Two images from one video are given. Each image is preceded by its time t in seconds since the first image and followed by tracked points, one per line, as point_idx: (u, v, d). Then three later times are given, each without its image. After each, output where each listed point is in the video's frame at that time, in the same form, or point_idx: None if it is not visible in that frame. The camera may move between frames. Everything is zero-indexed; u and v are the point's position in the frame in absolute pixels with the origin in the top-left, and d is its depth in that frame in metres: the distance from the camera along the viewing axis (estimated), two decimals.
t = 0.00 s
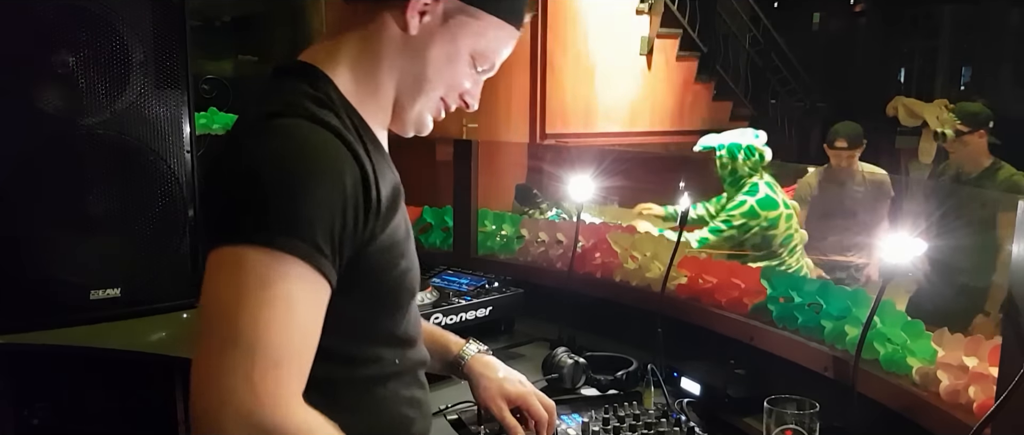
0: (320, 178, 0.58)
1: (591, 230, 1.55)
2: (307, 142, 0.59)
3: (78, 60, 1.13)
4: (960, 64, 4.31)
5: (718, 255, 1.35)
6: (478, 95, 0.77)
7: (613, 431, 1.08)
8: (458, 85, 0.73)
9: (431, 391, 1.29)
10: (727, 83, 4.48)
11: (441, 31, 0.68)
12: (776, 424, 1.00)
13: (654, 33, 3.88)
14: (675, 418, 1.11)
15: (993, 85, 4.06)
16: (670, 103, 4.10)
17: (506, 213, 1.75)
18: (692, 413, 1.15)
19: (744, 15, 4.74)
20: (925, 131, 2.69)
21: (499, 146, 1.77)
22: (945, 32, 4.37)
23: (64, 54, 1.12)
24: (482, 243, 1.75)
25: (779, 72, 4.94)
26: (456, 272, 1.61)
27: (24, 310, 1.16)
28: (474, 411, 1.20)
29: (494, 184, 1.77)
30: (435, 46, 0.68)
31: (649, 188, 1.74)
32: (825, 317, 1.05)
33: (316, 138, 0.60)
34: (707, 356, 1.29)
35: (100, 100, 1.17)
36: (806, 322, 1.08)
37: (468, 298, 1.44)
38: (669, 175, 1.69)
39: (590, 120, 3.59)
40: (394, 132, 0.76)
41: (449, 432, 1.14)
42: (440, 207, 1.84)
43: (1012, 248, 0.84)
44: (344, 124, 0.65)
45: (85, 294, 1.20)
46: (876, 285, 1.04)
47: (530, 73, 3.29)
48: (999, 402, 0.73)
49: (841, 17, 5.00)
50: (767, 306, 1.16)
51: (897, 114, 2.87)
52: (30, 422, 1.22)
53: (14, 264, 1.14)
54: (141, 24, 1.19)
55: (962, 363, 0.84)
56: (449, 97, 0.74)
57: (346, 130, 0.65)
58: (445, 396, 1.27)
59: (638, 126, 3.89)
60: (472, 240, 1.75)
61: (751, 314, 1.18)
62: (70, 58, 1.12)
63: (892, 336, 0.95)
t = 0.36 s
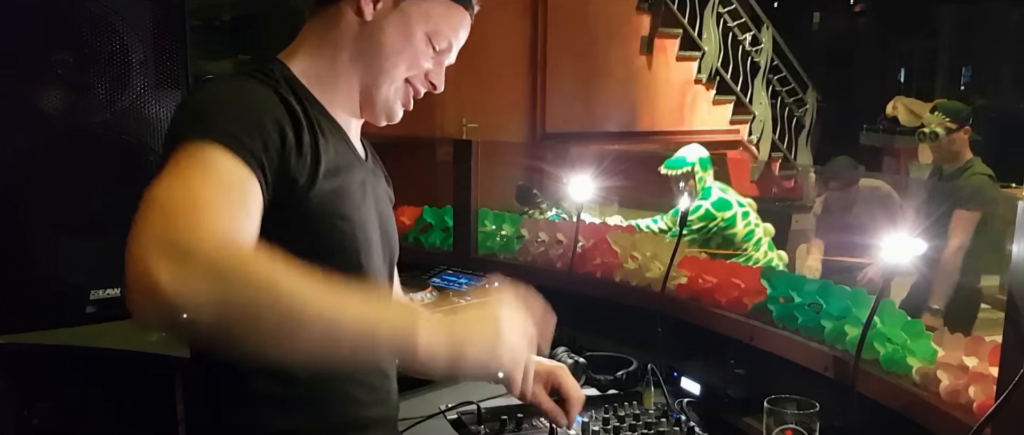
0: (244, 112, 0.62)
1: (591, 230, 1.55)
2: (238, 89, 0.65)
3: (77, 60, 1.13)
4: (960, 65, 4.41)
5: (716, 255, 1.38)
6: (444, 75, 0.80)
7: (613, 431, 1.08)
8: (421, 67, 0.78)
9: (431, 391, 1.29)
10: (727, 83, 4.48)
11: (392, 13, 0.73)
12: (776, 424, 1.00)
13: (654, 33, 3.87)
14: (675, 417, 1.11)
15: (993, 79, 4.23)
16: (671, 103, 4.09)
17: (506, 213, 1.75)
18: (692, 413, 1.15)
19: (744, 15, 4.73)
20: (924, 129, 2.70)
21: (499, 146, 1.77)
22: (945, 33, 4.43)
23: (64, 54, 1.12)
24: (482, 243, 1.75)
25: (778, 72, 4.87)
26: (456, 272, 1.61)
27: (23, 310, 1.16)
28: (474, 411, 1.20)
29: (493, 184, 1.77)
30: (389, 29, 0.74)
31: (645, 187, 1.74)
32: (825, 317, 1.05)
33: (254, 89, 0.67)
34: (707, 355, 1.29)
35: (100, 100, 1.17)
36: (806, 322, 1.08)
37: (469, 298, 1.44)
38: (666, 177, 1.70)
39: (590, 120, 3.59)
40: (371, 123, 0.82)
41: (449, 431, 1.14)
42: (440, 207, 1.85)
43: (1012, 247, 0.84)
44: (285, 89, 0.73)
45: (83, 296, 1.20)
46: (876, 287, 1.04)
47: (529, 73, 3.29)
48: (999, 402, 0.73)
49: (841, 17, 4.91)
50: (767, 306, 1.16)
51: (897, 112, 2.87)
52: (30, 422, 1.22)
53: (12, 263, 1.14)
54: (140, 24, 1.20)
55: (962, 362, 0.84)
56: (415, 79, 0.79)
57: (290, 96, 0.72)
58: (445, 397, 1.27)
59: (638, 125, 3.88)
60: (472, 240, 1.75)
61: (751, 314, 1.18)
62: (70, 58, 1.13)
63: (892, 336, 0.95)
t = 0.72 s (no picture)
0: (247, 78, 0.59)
1: (591, 230, 1.55)
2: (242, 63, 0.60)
3: (77, 59, 1.13)
4: (960, 64, 4.33)
5: (715, 255, 1.39)
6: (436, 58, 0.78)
7: (613, 430, 1.08)
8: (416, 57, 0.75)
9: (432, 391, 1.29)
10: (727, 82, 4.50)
11: (387, 11, 0.70)
12: (775, 424, 1.00)
13: (654, 32, 3.87)
14: (675, 417, 1.11)
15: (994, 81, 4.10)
16: (670, 103, 4.10)
17: (506, 212, 1.75)
18: (692, 413, 1.16)
19: (744, 15, 4.72)
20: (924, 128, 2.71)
21: (499, 145, 1.77)
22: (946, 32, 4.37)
23: (65, 53, 1.12)
24: (482, 242, 1.76)
25: (779, 71, 4.94)
26: (456, 272, 1.61)
27: (25, 310, 1.16)
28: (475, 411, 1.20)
29: (494, 184, 1.77)
30: (384, 26, 0.70)
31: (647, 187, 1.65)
32: (825, 316, 1.05)
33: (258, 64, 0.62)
34: (707, 355, 1.29)
35: (100, 99, 1.17)
36: (806, 321, 1.08)
37: (468, 297, 1.44)
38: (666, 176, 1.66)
39: (590, 120, 3.60)
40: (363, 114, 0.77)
41: (449, 431, 1.14)
42: (440, 206, 1.85)
43: (1011, 246, 0.84)
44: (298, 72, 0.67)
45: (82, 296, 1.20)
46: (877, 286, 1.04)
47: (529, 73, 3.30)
48: (998, 402, 0.73)
49: (842, 17, 4.98)
50: (767, 306, 1.16)
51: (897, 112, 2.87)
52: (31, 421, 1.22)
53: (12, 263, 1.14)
54: (140, 23, 1.19)
55: (962, 362, 0.85)
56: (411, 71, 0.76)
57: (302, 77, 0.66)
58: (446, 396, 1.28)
59: (638, 125, 3.89)
60: (472, 240, 1.75)
61: (751, 313, 1.18)
62: (70, 57, 1.12)
63: (892, 335, 0.95)
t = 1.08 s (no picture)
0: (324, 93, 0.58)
1: (591, 230, 1.55)
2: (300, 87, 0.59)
3: (78, 59, 1.13)
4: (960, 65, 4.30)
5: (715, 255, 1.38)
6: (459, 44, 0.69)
7: (613, 430, 1.08)
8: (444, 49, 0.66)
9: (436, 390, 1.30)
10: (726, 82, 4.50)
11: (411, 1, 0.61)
12: (775, 424, 1.00)
13: (654, 32, 3.87)
14: (675, 417, 1.11)
15: (993, 84, 4.02)
16: (670, 103, 4.10)
17: (505, 213, 1.75)
18: (692, 413, 1.16)
19: (745, 15, 4.72)
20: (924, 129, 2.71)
21: (499, 146, 1.77)
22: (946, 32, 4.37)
23: (67, 53, 1.12)
24: (481, 243, 1.76)
25: (779, 72, 4.99)
26: (456, 272, 1.61)
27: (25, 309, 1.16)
28: (475, 411, 1.20)
29: (493, 184, 1.77)
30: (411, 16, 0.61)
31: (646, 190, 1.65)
32: (825, 316, 1.05)
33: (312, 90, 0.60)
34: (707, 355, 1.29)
35: (100, 99, 1.17)
36: (806, 322, 1.08)
37: (469, 297, 1.44)
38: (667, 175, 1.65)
39: (590, 120, 3.60)
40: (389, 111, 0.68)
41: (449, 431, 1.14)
42: (439, 206, 1.84)
43: (1012, 246, 0.84)
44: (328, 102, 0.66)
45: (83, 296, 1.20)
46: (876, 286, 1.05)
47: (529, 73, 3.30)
48: (999, 402, 0.73)
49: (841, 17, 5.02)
50: (767, 306, 1.16)
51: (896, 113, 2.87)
52: (31, 422, 1.22)
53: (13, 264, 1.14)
54: (140, 23, 1.19)
55: (962, 362, 0.85)
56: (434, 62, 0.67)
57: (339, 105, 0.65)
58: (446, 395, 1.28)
59: (638, 125, 3.89)
60: (472, 240, 1.75)
61: (751, 314, 1.18)
62: (70, 57, 1.12)
63: (892, 335, 0.95)
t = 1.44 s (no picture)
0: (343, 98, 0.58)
1: (591, 230, 1.54)
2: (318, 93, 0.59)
3: (79, 59, 1.13)
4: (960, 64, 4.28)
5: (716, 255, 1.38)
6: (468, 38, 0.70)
7: (613, 430, 1.08)
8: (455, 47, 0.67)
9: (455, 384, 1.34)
10: (726, 82, 4.50)
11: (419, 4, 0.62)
12: (775, 424, 1.00)
13: (654, 32, 3.86)
14: (675, 417, 1.11)
15: (993, 84, 4.00)
16: (670, 103, 4.10)
17: (505, 213, 1.74)
18: (691, 413, 1.16)
19: (745, 15, 4.71)
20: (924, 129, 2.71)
21: (499, 146, 1.77)
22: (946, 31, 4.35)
23: (67, 53, 1.12)
24: (482, 243, 1.76)
25: (779, 71, 5.06)
26: (456, 272, 1.61)
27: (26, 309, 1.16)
28: (474, 411, 1.20)
29: (493, 184, 1.77)
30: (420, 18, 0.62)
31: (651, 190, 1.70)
32: (825, 316, 1.05)
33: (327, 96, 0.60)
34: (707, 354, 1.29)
35: (100, 99, 1.17)
36: (806, 321, 1.08)
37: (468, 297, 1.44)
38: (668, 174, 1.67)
39: (590, 120, 3.60)
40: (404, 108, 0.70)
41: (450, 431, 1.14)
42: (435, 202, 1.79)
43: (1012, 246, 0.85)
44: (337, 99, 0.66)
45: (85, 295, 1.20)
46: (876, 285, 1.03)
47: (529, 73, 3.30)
48: (999, 402, 0.73)
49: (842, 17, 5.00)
50: (767, 306, 1.16)
51: (897, 113, 2.86)
52: (31, 421, 1.22)
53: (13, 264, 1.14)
54: (140, 23, 1.20)
55: (962, 362, 0.85)
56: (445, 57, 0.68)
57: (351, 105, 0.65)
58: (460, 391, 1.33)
59: (638, 125, 3.88)
60: (472, 240, 1.76)
61: (751, 313, 1.18)
62: (70, 57, 1.12)
63: (892, 335, 0.95)
